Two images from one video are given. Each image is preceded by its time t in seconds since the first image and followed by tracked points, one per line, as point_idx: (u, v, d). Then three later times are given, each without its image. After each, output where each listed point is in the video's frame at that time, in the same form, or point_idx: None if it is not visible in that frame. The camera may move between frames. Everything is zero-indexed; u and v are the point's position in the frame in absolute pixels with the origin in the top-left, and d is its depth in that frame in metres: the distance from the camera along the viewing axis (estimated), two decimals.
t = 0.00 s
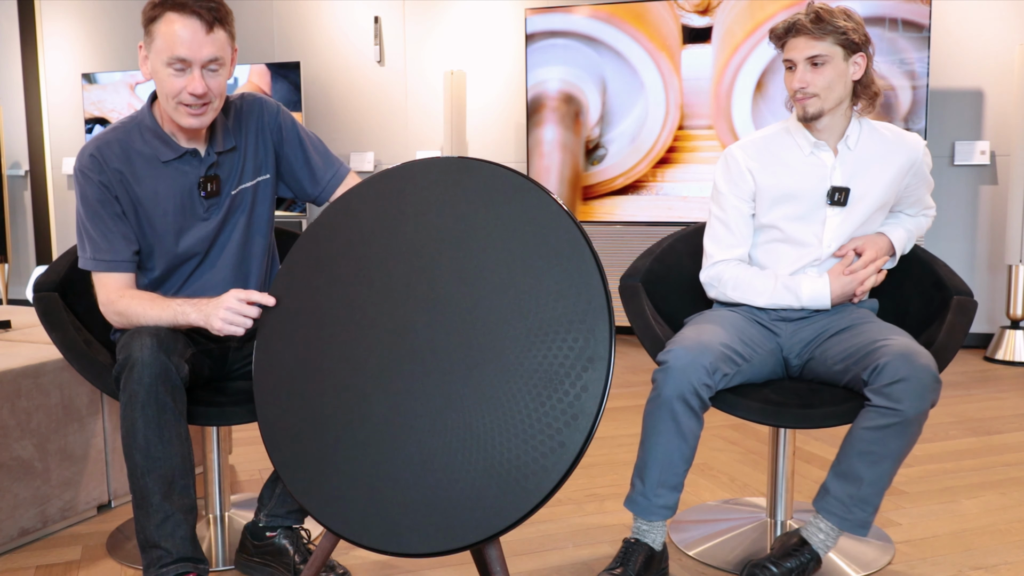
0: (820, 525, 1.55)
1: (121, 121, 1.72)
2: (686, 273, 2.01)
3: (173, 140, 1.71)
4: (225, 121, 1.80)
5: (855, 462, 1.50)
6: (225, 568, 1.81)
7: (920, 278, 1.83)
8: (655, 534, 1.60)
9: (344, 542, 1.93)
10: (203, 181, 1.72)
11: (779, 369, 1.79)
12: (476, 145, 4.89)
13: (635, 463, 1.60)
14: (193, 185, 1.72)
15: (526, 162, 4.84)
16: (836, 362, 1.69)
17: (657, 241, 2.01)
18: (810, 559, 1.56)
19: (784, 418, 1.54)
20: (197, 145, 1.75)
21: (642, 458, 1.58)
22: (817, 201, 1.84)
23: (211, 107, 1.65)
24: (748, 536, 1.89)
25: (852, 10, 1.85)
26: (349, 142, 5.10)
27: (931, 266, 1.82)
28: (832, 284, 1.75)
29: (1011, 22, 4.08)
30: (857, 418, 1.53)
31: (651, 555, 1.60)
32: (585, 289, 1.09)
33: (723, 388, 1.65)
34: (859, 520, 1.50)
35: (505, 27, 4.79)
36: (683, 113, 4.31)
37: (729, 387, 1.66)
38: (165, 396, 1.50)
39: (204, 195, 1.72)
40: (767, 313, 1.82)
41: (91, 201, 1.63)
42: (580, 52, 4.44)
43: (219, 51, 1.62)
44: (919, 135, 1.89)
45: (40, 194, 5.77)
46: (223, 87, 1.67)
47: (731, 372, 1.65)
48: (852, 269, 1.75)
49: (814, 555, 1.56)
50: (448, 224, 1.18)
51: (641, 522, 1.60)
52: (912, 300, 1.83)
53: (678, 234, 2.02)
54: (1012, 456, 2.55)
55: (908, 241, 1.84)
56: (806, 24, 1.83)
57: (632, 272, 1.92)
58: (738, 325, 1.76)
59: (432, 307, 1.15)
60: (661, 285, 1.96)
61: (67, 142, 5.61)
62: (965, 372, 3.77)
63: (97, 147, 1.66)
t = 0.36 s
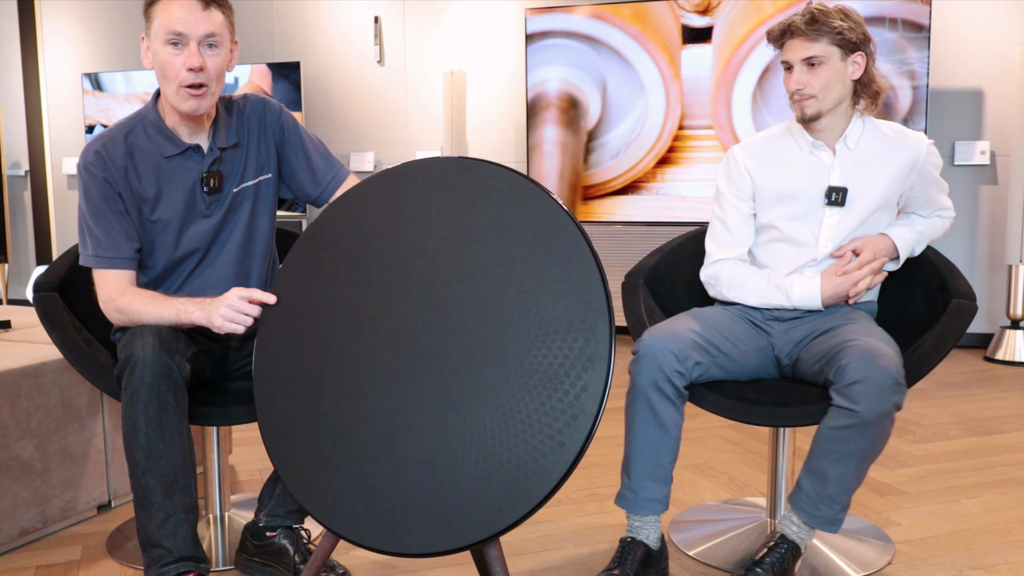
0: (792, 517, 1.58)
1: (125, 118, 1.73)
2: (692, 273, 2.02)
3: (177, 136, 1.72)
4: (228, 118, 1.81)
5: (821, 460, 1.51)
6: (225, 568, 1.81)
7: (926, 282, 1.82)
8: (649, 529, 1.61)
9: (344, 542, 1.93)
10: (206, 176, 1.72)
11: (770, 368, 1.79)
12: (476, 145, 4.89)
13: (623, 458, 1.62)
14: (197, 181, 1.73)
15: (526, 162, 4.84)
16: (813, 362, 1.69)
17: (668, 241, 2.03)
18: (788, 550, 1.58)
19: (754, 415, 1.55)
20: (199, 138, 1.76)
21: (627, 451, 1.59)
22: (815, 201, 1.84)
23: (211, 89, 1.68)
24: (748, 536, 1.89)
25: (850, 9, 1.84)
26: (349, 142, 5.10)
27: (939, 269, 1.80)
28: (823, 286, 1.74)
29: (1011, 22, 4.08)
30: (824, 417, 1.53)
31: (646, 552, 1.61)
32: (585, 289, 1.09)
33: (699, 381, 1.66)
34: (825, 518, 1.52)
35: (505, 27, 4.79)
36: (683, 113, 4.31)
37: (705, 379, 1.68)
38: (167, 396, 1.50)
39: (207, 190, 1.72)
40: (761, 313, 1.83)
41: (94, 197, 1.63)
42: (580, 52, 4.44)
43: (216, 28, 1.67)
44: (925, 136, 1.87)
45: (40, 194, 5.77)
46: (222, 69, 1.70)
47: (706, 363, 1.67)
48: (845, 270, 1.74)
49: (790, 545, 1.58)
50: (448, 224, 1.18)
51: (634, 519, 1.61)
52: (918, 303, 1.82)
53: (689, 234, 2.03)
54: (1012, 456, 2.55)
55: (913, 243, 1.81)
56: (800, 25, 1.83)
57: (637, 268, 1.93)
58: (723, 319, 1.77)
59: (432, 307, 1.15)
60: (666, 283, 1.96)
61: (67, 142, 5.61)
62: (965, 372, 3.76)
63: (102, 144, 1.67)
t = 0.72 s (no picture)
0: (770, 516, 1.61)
1: (127, 115, 1.73)
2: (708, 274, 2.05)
3: (178, 132, 1.73)
4: (229, 116, 1.81)
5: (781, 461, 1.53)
6: (225, 568, 1.81)
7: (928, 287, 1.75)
8: (635, 522, 1.65)
9: (344, 542, 1.93)
10: (207, 172, 1.73)
11: (759, 366, 1.80)
12: (476, 145, 4.89)
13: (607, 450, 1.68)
14: (198, 177, 1.73)
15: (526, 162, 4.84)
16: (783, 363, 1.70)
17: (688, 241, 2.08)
18: (774, 547, 1.60)
19: (714, 409, 1.60)
20: (200, 135, 1.76)
21: (609, 446, 1.65)
22: (811, 201, 1.84)
23: (221, 87, 1.70)
24: (747, 536, 1.89)
25: (846, 9, 1.83)
26: (349, 142, 5.10)
27: (943, 273, 1.73)
28: (809, 286, 1.75)
29: (1011, 22, 4.08)
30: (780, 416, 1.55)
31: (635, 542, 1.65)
32: (584, 289, 1.09)
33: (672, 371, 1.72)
34: (796, 518, 1.54)
35: (505, 27, 4.79)
36: (683, 113, 4.31)
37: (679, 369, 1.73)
38: (167, 396, 1.50)
39: (208, 186, 1.73)
40: (754, 311, 1.85)
41: (96, 192, 1.64)
42: (580, 53, 4.44)
43: (227, 29, 1.68)
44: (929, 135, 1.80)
45: (40, 194, 5.77)
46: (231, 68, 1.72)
47: (678, 355, 1.71)
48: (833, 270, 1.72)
49: (775, 542, 1.60)
50: (448, 224, 1.18)
51: (620, 512, 1.66)
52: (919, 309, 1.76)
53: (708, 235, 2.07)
54: (1011, 456, 2.55)
55: (917, 246, 1.74)
56: (794, 28, 1.83)
57: (650, 266, 2.01)
58: (708, 317, 1.80)
59: (433, 307, 1.15)
60: (679, 281, 2.03)
61: (67, 142, 5.61)
62: (965, 372, 3.77)
63: (104, 140, 1.67)
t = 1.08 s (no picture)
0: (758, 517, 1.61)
1: (120, 113, 1.75)
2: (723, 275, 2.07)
3: (171, 126, 1.74)
4: (222, 113, 1.83)
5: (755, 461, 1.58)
6: (225, 568, 1.81)
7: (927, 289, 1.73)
8: (616, 513, 1.70)
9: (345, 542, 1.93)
10: (199, 165, 1.73)
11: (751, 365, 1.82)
12: (476, 145, 4.89)
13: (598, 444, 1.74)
14: (190, 170, 1.74)
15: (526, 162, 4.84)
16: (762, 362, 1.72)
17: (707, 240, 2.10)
18: (767, 545, 1.60)
19: (687, 405, 1.65)
20: (194, 129, 1.77)
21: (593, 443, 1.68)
22: (805, 202, 1.85)
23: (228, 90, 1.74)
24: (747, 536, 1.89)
25: (840, 8, 1.82)
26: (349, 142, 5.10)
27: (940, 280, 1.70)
28: (796, 287, 1.76)
29: (1011, 22, 4.07)
30: (746, 416, 1.60)
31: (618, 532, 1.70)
32: (585, 289, 1.09)
33: (655, 368, 1.77)
34: (776, 517, 1.57)
35: (505, 27, 4.79)
36: (682, 113, 4.31)
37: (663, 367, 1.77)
38: (170, 396, 1.50)
39: (200, 180, 1.73)
40: (748, 312, 1.87)
41: (87, 185, 1.64)
42: (579, 52, 4.44)
43: (233, 33, 1.73)
44: (925, 135, 1.75)
45: (39, 194, 5.77)
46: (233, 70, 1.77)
47: (661, 351, 1.75)
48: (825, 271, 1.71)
49: (767, 541, 1.60)
50: (448, 224, 1.18)
51: (602, 505, 1.71)
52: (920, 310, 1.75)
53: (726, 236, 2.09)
54: (1011, 456, 2.55)
55: (913, 248, 1.70)
56: (786, 27, 1.82)
57: (665, 262, 2.05)
58: (696, 315, 1.82)
59: (434, 308, 1.15)
60: (693, 280, 2.05)
61: (67, 142, 5.60)
62: (965, 372, 3.77)
63: (95, 134, 1.69)
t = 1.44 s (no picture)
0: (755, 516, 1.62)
1: (111, 111, 1.78)
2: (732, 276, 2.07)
3: (161, 123, 1.77)
4: (212, 111, 1.85)
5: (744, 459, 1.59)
6: (225, 568, 1.81)
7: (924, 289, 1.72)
8: (604, 512, 1.70)
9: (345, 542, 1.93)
10: (189, 161, 1.75)
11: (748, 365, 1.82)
12: (476, 145, 4.89)
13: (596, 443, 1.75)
14: (180, 166, 1.76)
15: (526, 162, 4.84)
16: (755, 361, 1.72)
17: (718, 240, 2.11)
18: (766, 543, 1.60)
19: (678, 403, 1.67)
20: (184, 125, 1.80)
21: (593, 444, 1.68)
22: (802, 203, 1.85)
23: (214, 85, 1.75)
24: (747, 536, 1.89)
25: (843, 10, 1.81)
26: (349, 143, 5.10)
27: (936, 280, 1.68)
28: (788, 288, 1.76)
29: (1011, 22, 4.07)
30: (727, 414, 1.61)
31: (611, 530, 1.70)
32: (585, 289, 1.09)
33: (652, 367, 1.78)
34: (769, 514, 1.58)
35: (505, 26, 4.79)
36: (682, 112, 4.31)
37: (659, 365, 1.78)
38: (168, 396, 1.50)
39: (190, 175, 1.76)
40: (746, 312, 1.87)
41: (80, 179, 1.65)
42: (579, 52, 4.44)
43: (218, 29, 1.75)
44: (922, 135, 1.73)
45: (40, 194, 5.77)
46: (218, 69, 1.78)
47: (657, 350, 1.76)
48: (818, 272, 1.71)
49: (766, 541, 1.60)
50: (447, 224, 1.18)
51: (595, 504, 1.71)
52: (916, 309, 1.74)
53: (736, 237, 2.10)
54: (1011, 456, 2.55)
55: (909, 251, 1.69)
56: (783, 25, 1.84)
57: (676, 262, 2.06)
58: (691, 315, 1.83)
59: (434, 308, 1.15)
60: (703, 282, 2.05)
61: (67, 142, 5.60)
62: (965, 372, 3.76)
63: (87, 131, 1.71)
